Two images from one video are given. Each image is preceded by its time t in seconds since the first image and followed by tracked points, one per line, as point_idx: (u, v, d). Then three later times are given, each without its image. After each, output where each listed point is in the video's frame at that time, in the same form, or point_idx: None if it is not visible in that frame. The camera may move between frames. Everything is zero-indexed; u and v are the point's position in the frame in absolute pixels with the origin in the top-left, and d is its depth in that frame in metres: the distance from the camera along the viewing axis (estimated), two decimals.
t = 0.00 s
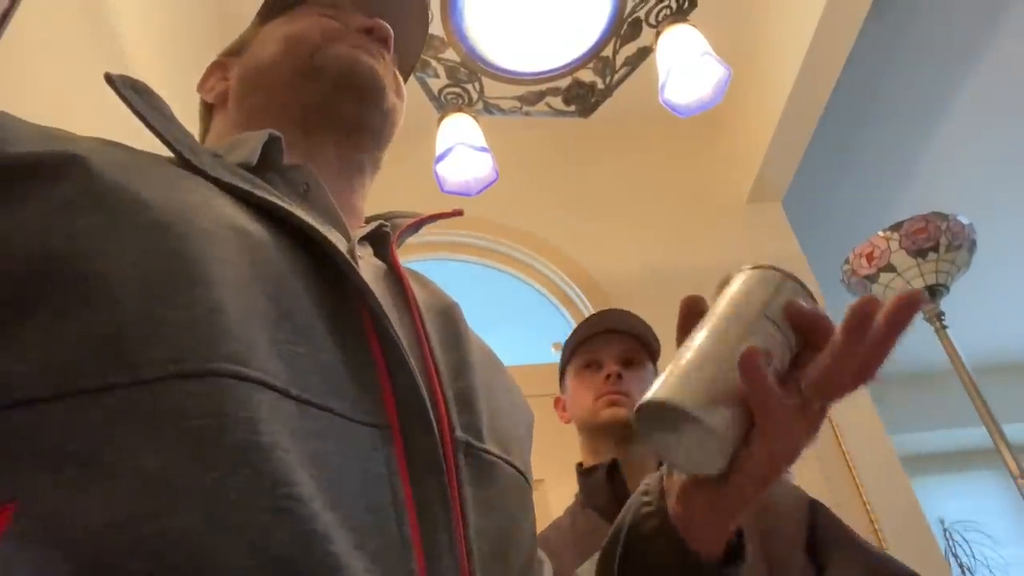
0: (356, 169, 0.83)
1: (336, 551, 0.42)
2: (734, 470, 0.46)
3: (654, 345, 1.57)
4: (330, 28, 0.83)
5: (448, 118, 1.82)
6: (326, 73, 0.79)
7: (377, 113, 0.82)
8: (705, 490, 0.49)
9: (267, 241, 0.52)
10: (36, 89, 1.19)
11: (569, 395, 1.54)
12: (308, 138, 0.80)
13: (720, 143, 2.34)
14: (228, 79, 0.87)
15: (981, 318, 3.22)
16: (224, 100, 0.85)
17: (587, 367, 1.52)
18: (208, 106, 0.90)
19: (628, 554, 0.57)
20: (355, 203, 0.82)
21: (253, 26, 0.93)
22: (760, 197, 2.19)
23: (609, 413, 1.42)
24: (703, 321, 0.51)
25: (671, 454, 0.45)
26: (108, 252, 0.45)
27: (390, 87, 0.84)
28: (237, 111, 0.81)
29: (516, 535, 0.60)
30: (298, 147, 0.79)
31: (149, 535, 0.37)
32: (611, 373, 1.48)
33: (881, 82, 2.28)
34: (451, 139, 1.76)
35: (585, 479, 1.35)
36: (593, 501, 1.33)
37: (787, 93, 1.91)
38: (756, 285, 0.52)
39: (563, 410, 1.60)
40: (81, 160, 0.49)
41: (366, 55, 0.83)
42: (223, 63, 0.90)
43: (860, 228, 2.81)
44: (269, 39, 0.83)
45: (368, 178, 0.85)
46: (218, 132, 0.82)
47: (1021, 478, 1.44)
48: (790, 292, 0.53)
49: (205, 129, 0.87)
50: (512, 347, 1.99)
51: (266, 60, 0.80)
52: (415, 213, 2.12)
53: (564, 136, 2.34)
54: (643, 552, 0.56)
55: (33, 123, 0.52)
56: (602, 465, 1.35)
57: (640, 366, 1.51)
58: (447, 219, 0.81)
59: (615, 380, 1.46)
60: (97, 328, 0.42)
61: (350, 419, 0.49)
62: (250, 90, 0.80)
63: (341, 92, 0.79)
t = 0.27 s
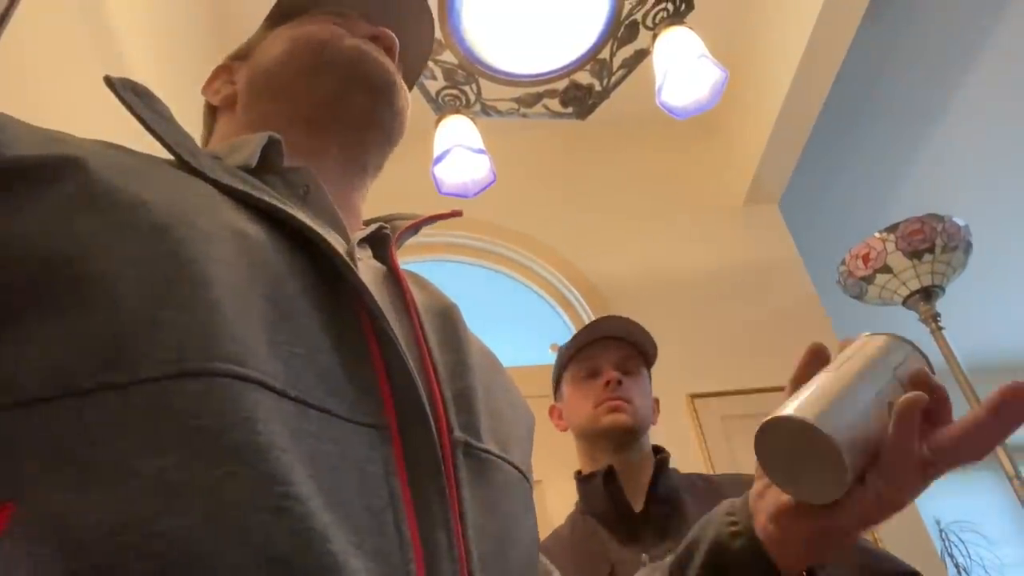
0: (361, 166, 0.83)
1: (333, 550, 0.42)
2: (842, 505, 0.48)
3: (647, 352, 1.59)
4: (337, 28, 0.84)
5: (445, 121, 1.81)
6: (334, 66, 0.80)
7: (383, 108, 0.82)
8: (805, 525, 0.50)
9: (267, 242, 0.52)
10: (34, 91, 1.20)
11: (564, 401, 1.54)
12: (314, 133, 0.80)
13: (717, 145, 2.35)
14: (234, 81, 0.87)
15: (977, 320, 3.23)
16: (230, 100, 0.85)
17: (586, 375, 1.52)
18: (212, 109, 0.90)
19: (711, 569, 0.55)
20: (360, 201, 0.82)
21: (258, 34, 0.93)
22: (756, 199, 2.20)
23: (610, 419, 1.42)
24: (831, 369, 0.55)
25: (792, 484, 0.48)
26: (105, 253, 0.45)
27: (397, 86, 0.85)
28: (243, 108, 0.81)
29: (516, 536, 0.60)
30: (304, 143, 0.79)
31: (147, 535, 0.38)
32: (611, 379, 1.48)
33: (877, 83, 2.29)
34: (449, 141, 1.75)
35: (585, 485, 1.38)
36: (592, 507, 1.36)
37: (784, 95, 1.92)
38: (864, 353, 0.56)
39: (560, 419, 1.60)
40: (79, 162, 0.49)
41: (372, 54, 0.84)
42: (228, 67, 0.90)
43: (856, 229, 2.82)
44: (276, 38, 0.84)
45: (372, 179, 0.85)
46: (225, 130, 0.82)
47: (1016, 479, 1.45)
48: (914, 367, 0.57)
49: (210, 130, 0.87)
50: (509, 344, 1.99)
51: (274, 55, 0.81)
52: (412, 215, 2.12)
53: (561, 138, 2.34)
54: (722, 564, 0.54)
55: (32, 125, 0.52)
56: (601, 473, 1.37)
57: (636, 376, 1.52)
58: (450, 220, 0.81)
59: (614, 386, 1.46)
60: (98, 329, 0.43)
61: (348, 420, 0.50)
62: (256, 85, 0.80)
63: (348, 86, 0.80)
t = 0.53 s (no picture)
0: (360, 176, 0.83)
1: (333, 547, 0.42)
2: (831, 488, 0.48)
3: (645, 360, 1.59)
4: (342, 38, 0.84)
5: (442, 122, 1.82)
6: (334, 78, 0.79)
7: (383, 123, 0.82)
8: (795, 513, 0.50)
9: (268, 241, 0.52)
10: (31, 91, 1.20)
11: (563, 407, 1.54)
12: (312, 143, 0.80)
13: (713, 145, 2.35)
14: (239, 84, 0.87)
15: (973, 320, 3.24)
16: (234, 104, 0.85)
17: (584, 381, 1.52)
18: (216, 111, 0.90)
19: (705, 560, 0.55)
20: (357, 211, 0.82)
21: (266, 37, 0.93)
22: (753, 199, 2.20)
23: (607, 425, 1.42)
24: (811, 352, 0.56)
25: (777, 472, 0.49)
26: (106, 251, 0.45)
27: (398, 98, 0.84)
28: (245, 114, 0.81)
29: (517, 535, 0.60)
30: (303, 152, 0.79)
31: (148, 531, 0.38)
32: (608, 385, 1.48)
33: (874, 84, 2.29)
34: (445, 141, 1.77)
35: (580, 491, 1.41)
36: (588, 513, 1.37)
37: (780, 96, 1.92)
38: (855, 336, 0.56)
39: (556, 425, 1.60)
40: (80, 159, 0.49)
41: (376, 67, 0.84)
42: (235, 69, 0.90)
43: (853, 230, 2.82)
44: (281, 45, 0.84)
45: (370, 190, 0.85)
46: (227, 134, 0.82)
47: (1013, 479, 1.45)
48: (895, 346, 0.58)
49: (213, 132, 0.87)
50: (510, 347, 1.99)
51: (277, 63, 0.81)
52: (409, 215, 2.12)
53: (558, 139, 2.35)
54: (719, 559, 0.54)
55: (33, 123, 0.52)
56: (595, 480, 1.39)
57: (633, 381, 1.52)
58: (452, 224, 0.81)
59: (612, 392, 1.46)
60: (99, 326, 0.43)
61: (348, 419, 0.50)
62: (257, 92, 0.80)
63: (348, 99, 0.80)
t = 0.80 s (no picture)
0: (362, 176, 0.83)
1: (334, 548, 0.43)
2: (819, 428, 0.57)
3: (646, 367, 1.59)
4: (346, 41, 0.84)
5: (442, 125, 1.81)
6: (337, 77, 0.80)
7: (386, 123, 0.82)
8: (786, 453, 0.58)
9: (268, 244, 0.53)
10: (32, 94, 1.20)
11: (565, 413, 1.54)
12: (315, 141, 0.80)
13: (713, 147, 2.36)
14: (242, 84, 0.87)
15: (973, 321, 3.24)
16: (236, 104, 0.86)
17: (585, 388, 1.52)
18: (218, 112, 0.90)
19: (711, 515, 0.61)
20: (359, 209, 0.82)
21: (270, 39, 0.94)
22: (752, 201, 2.21)
23: (610, 432, 1.43)
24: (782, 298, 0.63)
25: (774, 417, 0.56)
26: (107, 254, 0.46)
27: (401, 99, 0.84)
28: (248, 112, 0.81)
29: (518, 535, 0.60)
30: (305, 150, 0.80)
31: (149, 533, 0.38)
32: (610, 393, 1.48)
33: (874, 86, 2.30)
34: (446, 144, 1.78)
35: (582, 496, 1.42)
36: (592, 519, 1.38)
37: (780, 97, 1.92)
38: (817, 276, 0.63)
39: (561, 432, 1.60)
40: (81, 163, 0.49)
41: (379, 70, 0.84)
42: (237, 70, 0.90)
43: (853, 231, 2.82)
44: (284, 46, 0.84)
45: (373, 189, 0.85)
46: (230, 133, 0.82)
47: (1012, 479, 1.45)
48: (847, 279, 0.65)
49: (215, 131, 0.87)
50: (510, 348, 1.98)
51: (281, 63, 0.81)
52: (409, 217, 2.13)
53: (558, 140, 2.35)
54: (723, 508, 0.60)
55: (34, 127, 0.52)
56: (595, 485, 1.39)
57: (636, 388, 1.53)
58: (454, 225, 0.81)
59: (615, 399, 1.46)
60: (100, 329, 0.43)
61: (348, 420, 0.50)
62: (260, 90, 0.80)
63: (353, 98, 0.80)
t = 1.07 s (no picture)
0: (354, 189, 0.83)
1: (328, 550, 0.43)
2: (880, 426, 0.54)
3: (659, 371, 1.60)
4: (345, 51, 0.84)
5: (444, 128, 1.81)
6: (329, 95, 0.79)
7: (377, 141, 0.82)
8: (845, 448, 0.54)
9: (262, 248, 0.53)
10: (33, 97, 1.21)
11: (579, 417, 1.54)
12: (305, 157, 0.80)
13: (714, 149, 2.36)
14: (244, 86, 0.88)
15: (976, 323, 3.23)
16: (235, 105, 0.86)
17: (600, 392, 1.52)
18: (222, 110, 0.91)
19: (761, 507, 0.57)
20: (350, 221, 0.82)
21: (279, 34, 0.94)
22: (754, 203, 2.20)
23: (624, 435, 1.42)
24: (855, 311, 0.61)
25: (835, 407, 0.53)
26: (102, 258, 0.46)
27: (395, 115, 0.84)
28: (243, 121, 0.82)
29: (515, 538, 0.60)
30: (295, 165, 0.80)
31: (143, 537, 0.38)
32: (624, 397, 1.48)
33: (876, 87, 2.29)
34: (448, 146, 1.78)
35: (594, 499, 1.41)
36: (605, 523, 1.37)
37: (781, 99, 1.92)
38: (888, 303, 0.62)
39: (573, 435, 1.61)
40: (76, 168, 0.49)
41: (376, 85, 0.83)
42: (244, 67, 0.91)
43: (855, 233, 2.82)
44: (285, 52, 0.84)
45: (367, 202, 0.85)
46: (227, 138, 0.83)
47: (1015, 482, 1.45)
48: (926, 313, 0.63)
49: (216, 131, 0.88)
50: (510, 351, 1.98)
51: (277, 73, 0.81)
52: (411, 220, 2.13)
53: (559, 143, 2.35)
54: (775, 502, 0.57)
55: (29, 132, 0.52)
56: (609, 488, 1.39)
57: (648, 393, 1.53)
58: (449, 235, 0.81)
59: (629, 404, 1.46)
60: (95, 333, 0.43)
61: (343, 424, 0.50)
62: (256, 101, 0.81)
63: (342, 118, 0.79)
